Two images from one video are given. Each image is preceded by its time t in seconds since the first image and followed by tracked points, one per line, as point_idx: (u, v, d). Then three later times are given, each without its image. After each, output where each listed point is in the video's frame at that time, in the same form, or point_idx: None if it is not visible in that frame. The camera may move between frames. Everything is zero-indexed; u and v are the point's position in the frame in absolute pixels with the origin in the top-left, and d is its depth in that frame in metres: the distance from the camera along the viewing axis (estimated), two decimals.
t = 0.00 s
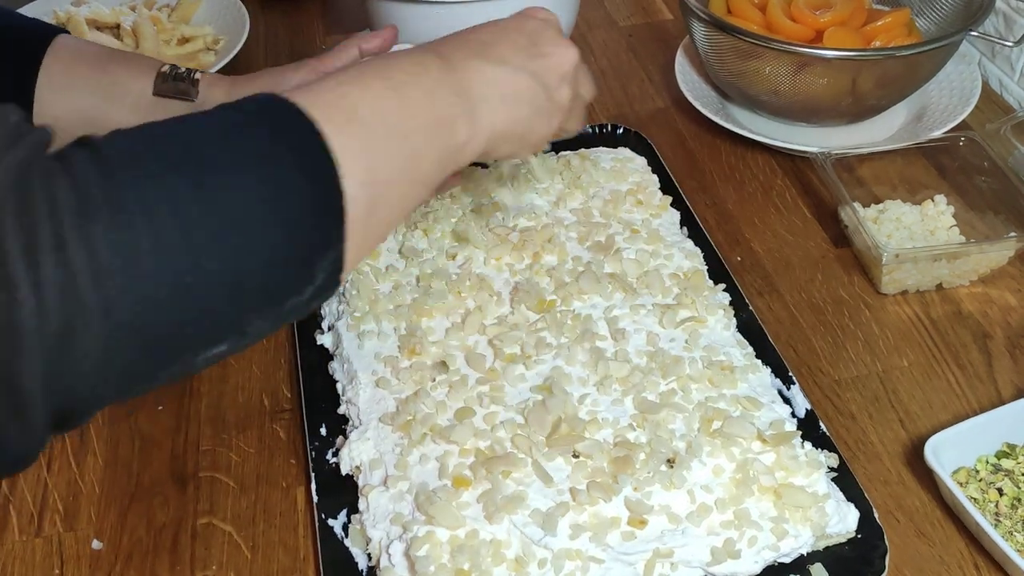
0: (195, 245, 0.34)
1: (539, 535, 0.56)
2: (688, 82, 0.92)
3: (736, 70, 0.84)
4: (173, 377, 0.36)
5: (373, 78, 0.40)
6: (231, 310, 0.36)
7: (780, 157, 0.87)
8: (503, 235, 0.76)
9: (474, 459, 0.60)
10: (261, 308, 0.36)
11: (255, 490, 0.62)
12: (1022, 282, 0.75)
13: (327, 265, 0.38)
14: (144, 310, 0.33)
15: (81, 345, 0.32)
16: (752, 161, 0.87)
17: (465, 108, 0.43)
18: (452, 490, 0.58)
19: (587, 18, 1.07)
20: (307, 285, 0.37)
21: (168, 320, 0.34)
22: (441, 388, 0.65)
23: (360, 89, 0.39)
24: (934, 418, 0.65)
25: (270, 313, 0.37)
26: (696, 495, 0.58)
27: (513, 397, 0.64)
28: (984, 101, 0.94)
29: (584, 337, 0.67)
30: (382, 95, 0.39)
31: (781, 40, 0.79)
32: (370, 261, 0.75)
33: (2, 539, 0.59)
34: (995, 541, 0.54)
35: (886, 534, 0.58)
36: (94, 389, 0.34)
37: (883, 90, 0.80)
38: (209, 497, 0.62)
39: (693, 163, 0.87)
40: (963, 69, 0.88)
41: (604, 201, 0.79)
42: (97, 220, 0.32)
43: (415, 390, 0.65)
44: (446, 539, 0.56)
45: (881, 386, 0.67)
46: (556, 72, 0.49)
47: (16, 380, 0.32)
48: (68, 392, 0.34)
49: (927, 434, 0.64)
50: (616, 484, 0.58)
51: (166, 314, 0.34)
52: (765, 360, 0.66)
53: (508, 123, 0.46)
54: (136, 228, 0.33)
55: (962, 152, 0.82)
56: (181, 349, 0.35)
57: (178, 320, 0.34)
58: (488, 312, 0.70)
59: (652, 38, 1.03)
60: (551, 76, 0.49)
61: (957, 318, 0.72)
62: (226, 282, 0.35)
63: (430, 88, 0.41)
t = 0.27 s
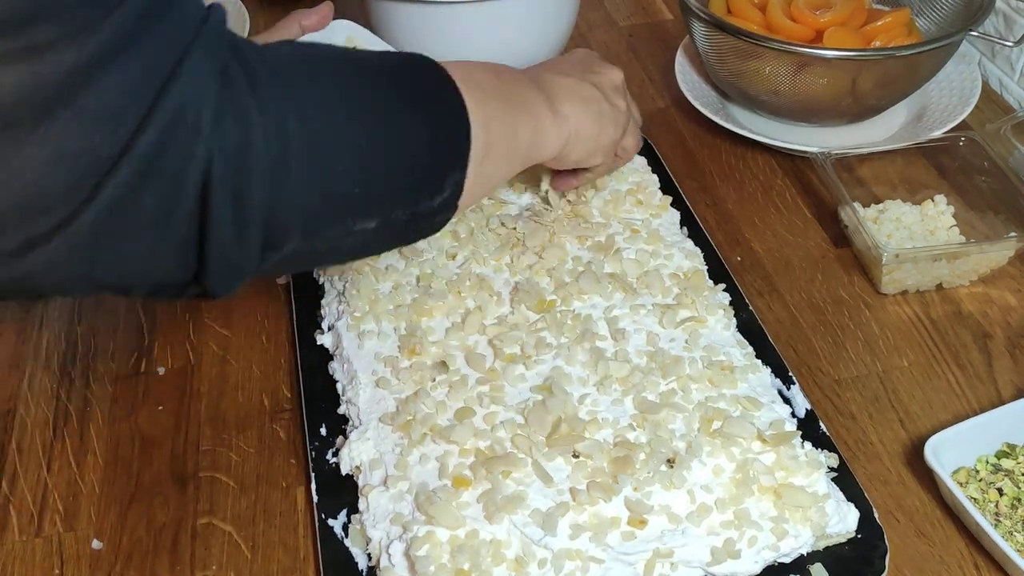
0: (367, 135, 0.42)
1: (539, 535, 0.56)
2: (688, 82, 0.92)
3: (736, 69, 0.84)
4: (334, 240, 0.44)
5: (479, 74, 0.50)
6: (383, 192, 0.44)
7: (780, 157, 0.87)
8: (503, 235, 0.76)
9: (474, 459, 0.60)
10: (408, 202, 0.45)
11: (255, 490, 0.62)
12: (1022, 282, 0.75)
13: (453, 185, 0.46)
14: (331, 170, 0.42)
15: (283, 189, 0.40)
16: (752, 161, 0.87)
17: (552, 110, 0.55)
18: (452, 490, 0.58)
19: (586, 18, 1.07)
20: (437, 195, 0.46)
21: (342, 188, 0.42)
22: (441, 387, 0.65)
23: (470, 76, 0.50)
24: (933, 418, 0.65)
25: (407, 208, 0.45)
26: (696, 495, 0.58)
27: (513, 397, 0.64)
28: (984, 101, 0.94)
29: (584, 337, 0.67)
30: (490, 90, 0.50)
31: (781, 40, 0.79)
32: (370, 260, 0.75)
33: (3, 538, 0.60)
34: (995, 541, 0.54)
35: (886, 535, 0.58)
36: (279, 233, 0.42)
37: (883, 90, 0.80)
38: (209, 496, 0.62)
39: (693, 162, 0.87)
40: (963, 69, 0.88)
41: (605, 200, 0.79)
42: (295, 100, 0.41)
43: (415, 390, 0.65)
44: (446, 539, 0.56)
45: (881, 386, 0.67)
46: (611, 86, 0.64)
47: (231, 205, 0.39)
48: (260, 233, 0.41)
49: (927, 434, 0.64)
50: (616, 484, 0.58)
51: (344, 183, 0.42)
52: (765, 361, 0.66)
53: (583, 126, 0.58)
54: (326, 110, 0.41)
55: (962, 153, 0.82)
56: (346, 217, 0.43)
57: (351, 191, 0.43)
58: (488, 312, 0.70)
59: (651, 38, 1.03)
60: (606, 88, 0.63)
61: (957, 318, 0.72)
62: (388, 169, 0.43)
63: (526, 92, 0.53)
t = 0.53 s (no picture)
0: (393, 150, 0.41)
1: (539, 535, 0.56)
2: (688, 82, 0.92)
3: (735, 69, 0.84)
4: (359, 264, 0.42)
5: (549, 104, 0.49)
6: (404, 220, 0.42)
7: (780, 157, 0.87)
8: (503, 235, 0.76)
9: (474, 459, 0.60)
10: (439, 227, 0.43)
11: (255, 490, 0.62)
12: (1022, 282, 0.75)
13: (501, 215, 0.44)
14: (353, 182, 0.40)
15: (297, 207, 0.39)
16: (752, 161, 0.87)
17: (629, 141, 0.52)
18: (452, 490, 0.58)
19: (586, 18, 1.07)
20: (481, 224, 0.44)
21: (358, 214, 0.41)
22: (441, 388, 0.65)
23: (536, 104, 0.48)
24: (933, 418, 0.65)
25: (445, 237, 0.43)
26: (696, 495, 0.58)
27: (513, 397, 0.64)
28: (984, 101, 0.94)
29: (584, 337, 0.67)
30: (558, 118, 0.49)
31: (782, 40, 0.79)
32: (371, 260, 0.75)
33: (3, 538, 0.60)
34: (995, 541, 0.54)
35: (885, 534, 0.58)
36: (308, 247, 0.40)
37: (883, 90, 0.80)
38: (209, 496, 0.62)
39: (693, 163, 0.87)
40: (963, 69, 0.88)
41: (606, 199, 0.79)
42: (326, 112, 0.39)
43: (415, 390, 0.65)
44: (446, 539, 0.56)
45: (881, 386, 0.67)
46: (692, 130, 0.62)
47: (239, 215, 0.38)
48: (283, 245, 0.40)
49: (927, 434, 0.64)
50: (616, 484, 0.58)
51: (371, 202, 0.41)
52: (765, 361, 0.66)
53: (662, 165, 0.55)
54: (357, 129, 0.40)
55: (962, 153, 0.82)
56: (368, 237, 0.42)
57: (377, 208, 0.41)
58: (488, 312, 0.70)
59: (651, 38, 1.03)
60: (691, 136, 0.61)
61: (957, 318, 0.72)
62: (414, 199, 0.41)
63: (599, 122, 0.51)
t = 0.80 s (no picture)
0: (283, 381, 0.31)
1: (539, 535, 0.56)
2: (689, 82, 0.92)
3: (736, 69, 0.84)
4: (179, 506, 0.32)
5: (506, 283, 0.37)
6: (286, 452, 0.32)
7: (780, 157, 0.87)
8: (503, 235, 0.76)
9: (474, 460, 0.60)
10: (295, 468, 0.32)
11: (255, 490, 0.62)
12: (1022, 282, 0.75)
13: (391, 453, 0.33)
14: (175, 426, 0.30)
15: (101, 444, 0.29)
16: (752, 161, 0.87)
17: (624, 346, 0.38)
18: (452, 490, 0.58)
19: (587, 18, 1.07)
20: (363, 463, 0.33)
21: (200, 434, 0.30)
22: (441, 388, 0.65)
23: (492, 298, 0.35)
24: (933, 418, 0.65)
25: (305, 477, 0.32)
26: (696, 495, 0.58)
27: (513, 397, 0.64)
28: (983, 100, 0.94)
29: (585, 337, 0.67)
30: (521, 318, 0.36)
31: (781, 40, 0.79)
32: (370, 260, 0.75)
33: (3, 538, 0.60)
34: (995, 541, 0.54)
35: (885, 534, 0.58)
36: (88, 490, 0.30)
37: (883, 90, 0.80)
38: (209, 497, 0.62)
39: (693, 162, 0.87)
40: (963, 69, 0.88)
41: (606, 199, 0.79)
42: (224, 321, 0.30)
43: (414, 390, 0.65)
44: (446, 539, 0.56)
45: (881, 386, 0.67)
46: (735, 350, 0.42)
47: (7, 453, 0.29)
48: (23, 460, 0.29)
49: (927, 434, 0.64)
50: (616, 483, 0.58)
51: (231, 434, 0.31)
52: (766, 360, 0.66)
53: (683, 395, 0.39)
54: (248, 339, 0.30)
55: (962, 153, 0.81)
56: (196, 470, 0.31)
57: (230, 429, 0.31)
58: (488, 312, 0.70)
59: (651, 38, 1.03)
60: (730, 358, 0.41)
61: (957, 318, 0.72)
62: (243, 431, 0.31)
63: (580, 315, 0.37)
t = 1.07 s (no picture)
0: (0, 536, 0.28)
1: (539, 535, 0.56)
2: (689, 82, 0.92)
3: (736, 69, 0.84)
4: None
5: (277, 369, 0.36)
6: None
7: (780, 157, 0.87)
8: (503, 235, 0.76)
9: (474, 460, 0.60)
10: None
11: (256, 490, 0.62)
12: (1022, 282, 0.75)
13: None
14: None
15: None
16: (751, 161, 0.87)
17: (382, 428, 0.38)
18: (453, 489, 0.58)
19: (587, 18, 1.07)
20: None
21: None
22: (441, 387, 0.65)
23: (237, 400, 0.34)
24: (933, 418, 0.65)
25: None
26: (696, 495, 0.58)
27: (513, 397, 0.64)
28: (983, 101, 0.94)
29: (584, 337, 0.67)
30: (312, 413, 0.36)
31: (782, 40, 0.79)
32: (370, 260, 0.75)
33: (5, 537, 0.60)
34: (995, 542, 0.54)
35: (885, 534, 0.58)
36: None
37: (883, 90, 0.80)
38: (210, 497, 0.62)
39: (693, 163, 0.87)
40: (963, 69, 0.88)
41: (606, 199, 0.79)
42: None
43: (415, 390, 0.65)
44: (446, 539, 0.56)
45: (881, 386, 0.67)
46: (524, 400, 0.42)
47: None
48: None
49: (927, 434, 0.64)
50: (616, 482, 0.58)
51: None
52: (766, 360, 0.66)
53: (450, 444, 0.40)
54: None
55: (962, 153, 0.81)
56: None
57: None
58: (488, 311, 0.70)
59: (651, 38, 1.03)
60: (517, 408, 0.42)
61: (957, 318, 0.72)
62: None
63: (334, 395, 0.37)
